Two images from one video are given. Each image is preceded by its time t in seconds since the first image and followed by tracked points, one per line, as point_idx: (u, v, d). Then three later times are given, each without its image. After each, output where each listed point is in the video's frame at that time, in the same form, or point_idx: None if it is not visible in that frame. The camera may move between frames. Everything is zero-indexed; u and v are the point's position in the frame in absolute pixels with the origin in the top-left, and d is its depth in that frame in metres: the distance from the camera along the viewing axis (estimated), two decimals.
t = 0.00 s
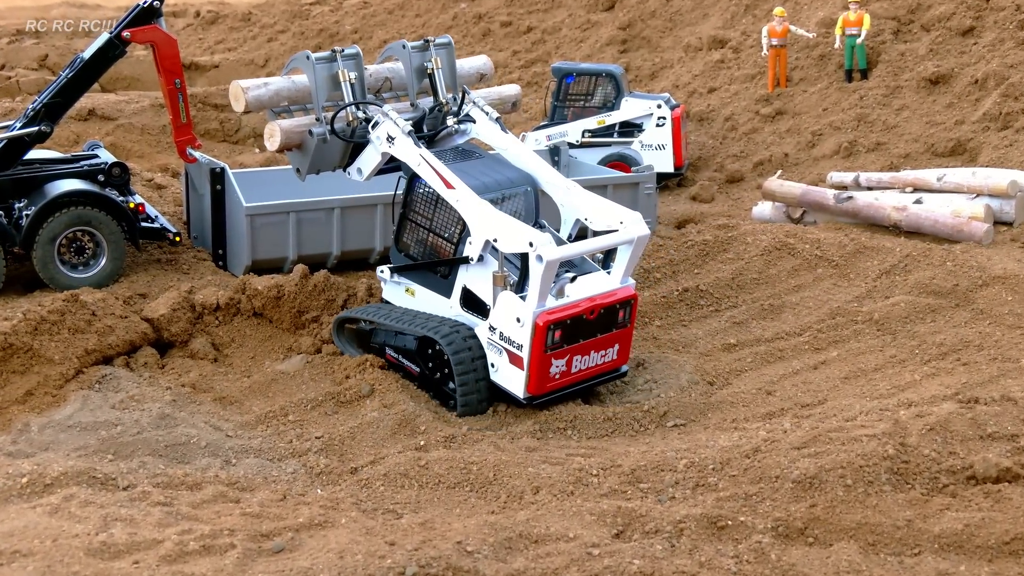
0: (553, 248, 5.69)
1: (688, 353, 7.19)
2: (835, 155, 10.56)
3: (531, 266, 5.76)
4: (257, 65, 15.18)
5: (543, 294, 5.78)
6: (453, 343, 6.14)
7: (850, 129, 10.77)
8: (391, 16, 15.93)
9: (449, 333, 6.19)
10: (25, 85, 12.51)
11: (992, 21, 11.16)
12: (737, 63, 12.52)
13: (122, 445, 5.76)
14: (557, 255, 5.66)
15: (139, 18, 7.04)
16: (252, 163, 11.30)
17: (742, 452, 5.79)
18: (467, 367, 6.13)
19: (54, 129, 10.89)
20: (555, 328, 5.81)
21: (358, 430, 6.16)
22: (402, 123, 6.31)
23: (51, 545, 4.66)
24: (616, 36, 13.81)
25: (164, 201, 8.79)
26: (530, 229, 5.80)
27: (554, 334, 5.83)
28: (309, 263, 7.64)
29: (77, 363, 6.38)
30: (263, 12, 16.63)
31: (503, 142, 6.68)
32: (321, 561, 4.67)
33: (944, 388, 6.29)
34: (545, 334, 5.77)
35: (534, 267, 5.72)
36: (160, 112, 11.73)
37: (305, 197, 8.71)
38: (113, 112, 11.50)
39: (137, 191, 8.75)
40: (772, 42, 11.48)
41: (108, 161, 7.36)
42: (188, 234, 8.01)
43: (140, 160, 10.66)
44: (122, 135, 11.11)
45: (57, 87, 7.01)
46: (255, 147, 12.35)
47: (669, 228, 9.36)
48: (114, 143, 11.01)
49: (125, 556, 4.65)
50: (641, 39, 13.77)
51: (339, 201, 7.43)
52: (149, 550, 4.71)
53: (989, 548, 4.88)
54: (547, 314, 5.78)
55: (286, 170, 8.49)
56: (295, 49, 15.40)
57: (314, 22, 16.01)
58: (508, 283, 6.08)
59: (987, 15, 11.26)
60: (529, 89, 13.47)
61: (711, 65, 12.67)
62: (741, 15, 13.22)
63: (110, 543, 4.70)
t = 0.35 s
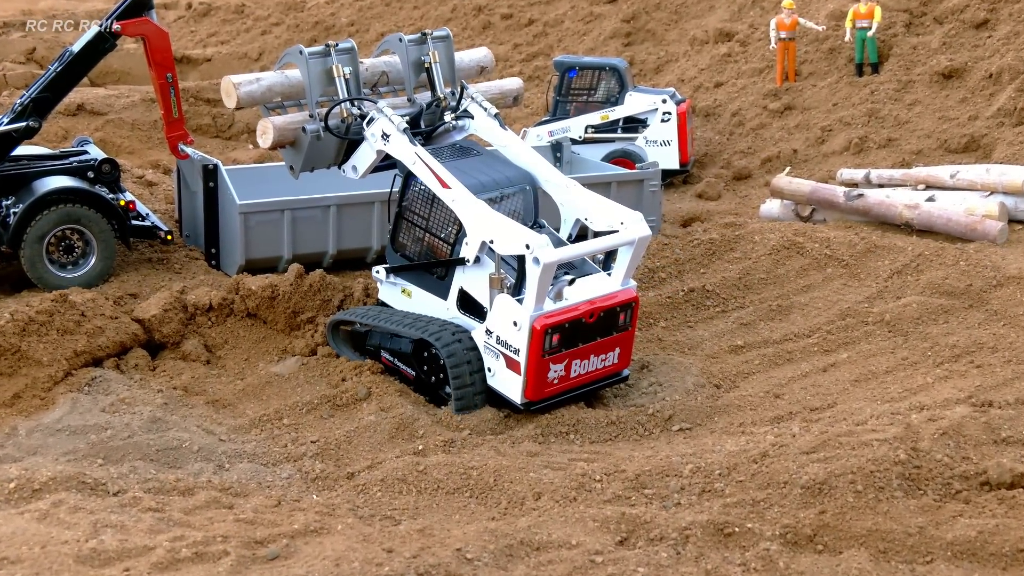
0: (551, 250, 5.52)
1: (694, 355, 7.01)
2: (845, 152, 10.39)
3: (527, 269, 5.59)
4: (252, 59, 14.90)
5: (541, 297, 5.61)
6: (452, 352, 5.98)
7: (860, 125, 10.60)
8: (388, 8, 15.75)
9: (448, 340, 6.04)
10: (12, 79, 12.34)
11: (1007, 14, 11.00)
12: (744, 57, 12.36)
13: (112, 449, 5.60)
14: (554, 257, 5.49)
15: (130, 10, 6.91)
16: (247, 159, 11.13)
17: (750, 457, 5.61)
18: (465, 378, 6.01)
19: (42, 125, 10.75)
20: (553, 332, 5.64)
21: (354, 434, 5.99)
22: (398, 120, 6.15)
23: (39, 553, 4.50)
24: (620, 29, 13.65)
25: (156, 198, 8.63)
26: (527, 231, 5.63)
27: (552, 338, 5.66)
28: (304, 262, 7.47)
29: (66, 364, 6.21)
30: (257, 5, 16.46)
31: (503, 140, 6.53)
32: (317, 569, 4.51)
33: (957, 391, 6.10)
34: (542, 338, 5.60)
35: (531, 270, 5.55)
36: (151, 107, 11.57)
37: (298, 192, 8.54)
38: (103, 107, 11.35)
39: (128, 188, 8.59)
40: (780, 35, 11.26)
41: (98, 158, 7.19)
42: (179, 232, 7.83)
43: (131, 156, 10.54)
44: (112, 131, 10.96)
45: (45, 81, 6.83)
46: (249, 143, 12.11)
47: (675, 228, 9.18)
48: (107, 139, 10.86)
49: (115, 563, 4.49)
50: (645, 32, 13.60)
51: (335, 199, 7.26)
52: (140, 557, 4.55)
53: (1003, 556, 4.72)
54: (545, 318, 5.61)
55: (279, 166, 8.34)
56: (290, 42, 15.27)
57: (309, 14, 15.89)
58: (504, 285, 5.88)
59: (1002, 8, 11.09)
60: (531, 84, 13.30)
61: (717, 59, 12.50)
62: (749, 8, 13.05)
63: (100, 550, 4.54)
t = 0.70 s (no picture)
0: (545, 248, 5.35)
1: (703, 357, 6.83)
2: (859, 148, 10.22)
3: (521, 267, 5.42)
4: (247, 51, 14.99)
5: (536, 296, 5.44)
6: (449, 356, 5.83)
7: (875, 121, 10.44)
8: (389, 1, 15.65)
9: (446, 342, 5.88)
10: (2, 73, 12.20)
11: None
12: (755, 50, 12.23)
13: (105, 453, 5.44)
14: (547, 254, 5.32)
15: (122, 2, 6.75)
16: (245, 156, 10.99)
17: (761, 462, 5.42)
18: (461, 382, 5.86)
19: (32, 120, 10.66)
20: (549, 333, 5.47)
21: (354, 438, 5.82)
22: (402, 117, 6.00)
23: (31, 559, 4.35)
24: (627, 22, 13.50)
25: (149, 195, 8.48)
26: (521, 228, 5.47)
27: (548, 339, 5.49)
28: (302, 261, 7.32)
29: (58, 366, 6.07)
30: None
31: (513, 138, 6.33)
32: None
33: (974, 395, 5.90)
34: (536, 339, 5.43)
35: (524, 267, 5.38)
36: (145, 101, 11.45)
37: (296, 189, 8.42)
38: (96, 101, 11.23)
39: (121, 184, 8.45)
40: (791, 28, 11.17)
41: (90, 153, 7.00)
42: (175, 231, 7.72)
43: (124, 152, 10.45)
44: (104, 126, 10.91)
45: (37, 75, 6.69)
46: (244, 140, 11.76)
47: (684, 226, 9.00)
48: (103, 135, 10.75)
49: (109, 570, 4.34)
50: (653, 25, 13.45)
51: (333, 196, 7.11)
52: (133, 564, 4.39)
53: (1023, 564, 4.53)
54: (540, 318, 5.44)
55: (276, 163, 8.26)
56: (286, 35, 15.25)
57: (307, 6, 15.76)
58: (501, 284, 5.74)
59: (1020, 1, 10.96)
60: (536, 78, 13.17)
61: (727, 52, 12.36)
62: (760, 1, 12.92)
63: (93, 556, 4.39)
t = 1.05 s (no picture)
0: (541, 250, 5.17)
1: (722, 360, 6.64)
2: (882, 144, 10.06)
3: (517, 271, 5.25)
4: (252, 45, 14.91)
5: (533, 302, 5.26)
6: (448, 352, 5.73)
7: (897, 116, 10.30)
8: None
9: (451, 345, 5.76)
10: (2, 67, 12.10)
11: None
12: (774, 43, 12.15)
13: (107, 456, 5.30)
14: (542, 258, 5.13)
15: None
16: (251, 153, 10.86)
17: (780, 468, 5.24)
18: (461, 380, 5.71)
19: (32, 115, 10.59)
20: (545, 342, 5.29)
21: (362, 441, 5.66)
22: (432, 114, 5.85)
23: (31, 563, 4.20)
24: (643, 14, 13.54)
25: (152, 191, 8.37)
26: (520, 231, 5.29)
27: (544, 348, 5.31)
28: (307, 259, 7.18)
29: (59, 367, 5.93)
30: None
31: (550, 141, 6.13)
32: None
33: (1000, 399, 5.70)
34: (531, 347, 5.26)
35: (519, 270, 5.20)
36: (147, 95, 11.34)
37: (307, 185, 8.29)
38: (97, 95, 11.16)
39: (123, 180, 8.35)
40: (812, 21, 10.99)
41: (92, 148, 6.92)
42: (177, 228, 7.57)
43: (126, 147, 10.41)
44: (107, 121, 10.84)
45: (37, 68, 6.57)
46: (249, 135, 11.55)
47: (701, 225, 8.84)
48: (108, 131, 10.65)
49: None
50: (670, 18, 13.40)
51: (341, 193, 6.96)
52: (137, 569, 4.24)
53: None
54: (536, 325, 5.26)
55: (281, 160, 8.13)
56: (292, 28, 15.14)
57: None
58: (504, 288, 5.53)
59: None
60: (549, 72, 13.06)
61: (745, 46, 12.28)
62: None
63: (96, 561, 4.24)
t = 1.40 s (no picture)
0: (551, 250, 5.02)
1: (738, 362, 6.46)
2: (903, 140, 9.98)
3: (527, 268, 5.10)
4: (255, 37, 14.81)
5: (542, 300, 5.09)
6: (449, 343, 5.56)
7: (919, 112, 10.19)
8: None
9: (456, 346, 5.56)
10: None
11: None
12: (792, 36, 12.02)
13: (106, 460, 5.15)
14: (553, 256, 4.99)
15: None
16: (252, 150, 10.72)
17: (798, 473, 5.07)
18: (465, 370, 5.53)
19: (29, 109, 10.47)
20: (554, 339, 5.13)
21: (367, 446, 5.50)
22: (429, 102, 5.72)
23: (28, 569, 4.05)
24: (657, 7, 13.42)
25: (152, 188, 8.23)
26: (530, 226, 5.13)
27: (553, 346, 5.15)
28: (313, 258, 7.03)
29: (57, 369, 5.79)
30: None
31: (550, 130, 5.96)
32: None
33: None
34: (540, 344, 5.10)
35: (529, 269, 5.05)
36: (146, 90, 11.22)
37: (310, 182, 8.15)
38: (95, 89, 11.03)
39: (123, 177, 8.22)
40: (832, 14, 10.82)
41: (92, 144, 6.75)
42: (178, 225, 7.42)
43: (125, 143, 10.33)
44: (105, 115, 10.73)
45: (34, 62, 6.45)
46: (251, 131, 11.44)
47: (717, 223, 8.66)
48: (109, 126, 10.53)
49: None
50: (684, 10, 13.33)
51: (346, 190, 6.81)
52: None
53: None
54: (545, 323, 5.10)
55: (284, 156, 7.98)
56: (296, 20, 15.05)
57: None
58: (510, 283, 5.41)
59: None
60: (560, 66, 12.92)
61: (763, 39, 12.17)
62: None
63: (94, 567, 4.09)
